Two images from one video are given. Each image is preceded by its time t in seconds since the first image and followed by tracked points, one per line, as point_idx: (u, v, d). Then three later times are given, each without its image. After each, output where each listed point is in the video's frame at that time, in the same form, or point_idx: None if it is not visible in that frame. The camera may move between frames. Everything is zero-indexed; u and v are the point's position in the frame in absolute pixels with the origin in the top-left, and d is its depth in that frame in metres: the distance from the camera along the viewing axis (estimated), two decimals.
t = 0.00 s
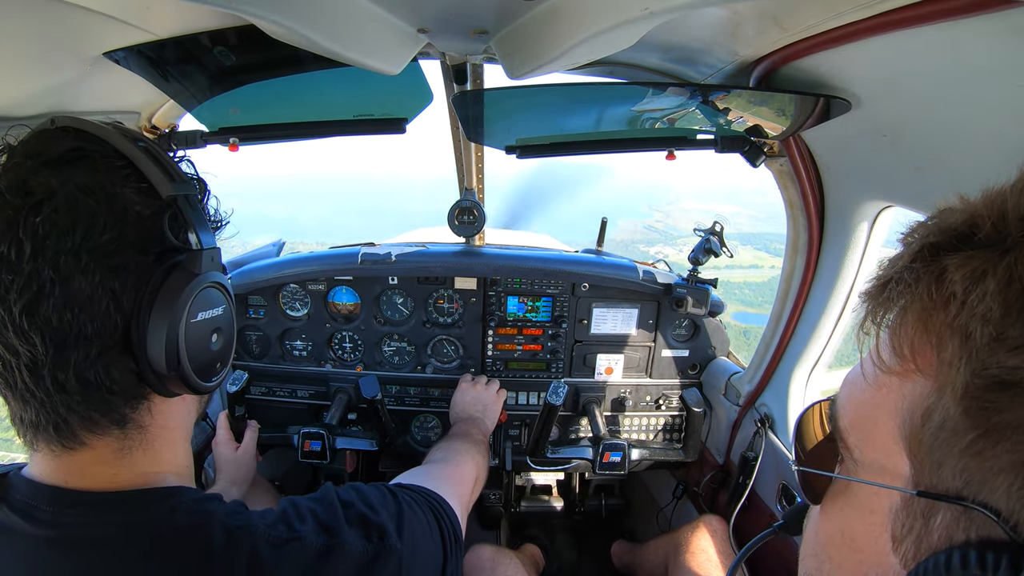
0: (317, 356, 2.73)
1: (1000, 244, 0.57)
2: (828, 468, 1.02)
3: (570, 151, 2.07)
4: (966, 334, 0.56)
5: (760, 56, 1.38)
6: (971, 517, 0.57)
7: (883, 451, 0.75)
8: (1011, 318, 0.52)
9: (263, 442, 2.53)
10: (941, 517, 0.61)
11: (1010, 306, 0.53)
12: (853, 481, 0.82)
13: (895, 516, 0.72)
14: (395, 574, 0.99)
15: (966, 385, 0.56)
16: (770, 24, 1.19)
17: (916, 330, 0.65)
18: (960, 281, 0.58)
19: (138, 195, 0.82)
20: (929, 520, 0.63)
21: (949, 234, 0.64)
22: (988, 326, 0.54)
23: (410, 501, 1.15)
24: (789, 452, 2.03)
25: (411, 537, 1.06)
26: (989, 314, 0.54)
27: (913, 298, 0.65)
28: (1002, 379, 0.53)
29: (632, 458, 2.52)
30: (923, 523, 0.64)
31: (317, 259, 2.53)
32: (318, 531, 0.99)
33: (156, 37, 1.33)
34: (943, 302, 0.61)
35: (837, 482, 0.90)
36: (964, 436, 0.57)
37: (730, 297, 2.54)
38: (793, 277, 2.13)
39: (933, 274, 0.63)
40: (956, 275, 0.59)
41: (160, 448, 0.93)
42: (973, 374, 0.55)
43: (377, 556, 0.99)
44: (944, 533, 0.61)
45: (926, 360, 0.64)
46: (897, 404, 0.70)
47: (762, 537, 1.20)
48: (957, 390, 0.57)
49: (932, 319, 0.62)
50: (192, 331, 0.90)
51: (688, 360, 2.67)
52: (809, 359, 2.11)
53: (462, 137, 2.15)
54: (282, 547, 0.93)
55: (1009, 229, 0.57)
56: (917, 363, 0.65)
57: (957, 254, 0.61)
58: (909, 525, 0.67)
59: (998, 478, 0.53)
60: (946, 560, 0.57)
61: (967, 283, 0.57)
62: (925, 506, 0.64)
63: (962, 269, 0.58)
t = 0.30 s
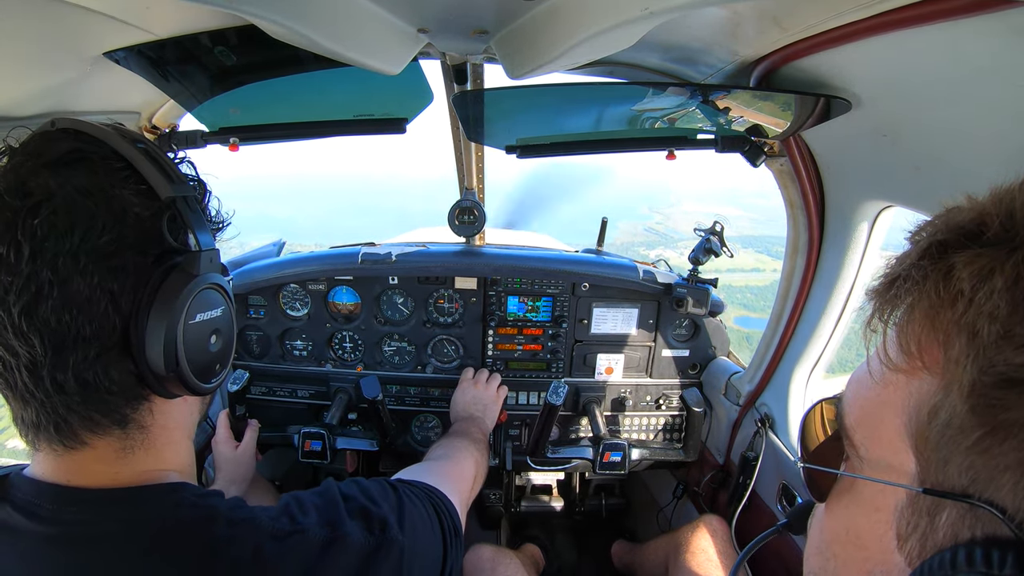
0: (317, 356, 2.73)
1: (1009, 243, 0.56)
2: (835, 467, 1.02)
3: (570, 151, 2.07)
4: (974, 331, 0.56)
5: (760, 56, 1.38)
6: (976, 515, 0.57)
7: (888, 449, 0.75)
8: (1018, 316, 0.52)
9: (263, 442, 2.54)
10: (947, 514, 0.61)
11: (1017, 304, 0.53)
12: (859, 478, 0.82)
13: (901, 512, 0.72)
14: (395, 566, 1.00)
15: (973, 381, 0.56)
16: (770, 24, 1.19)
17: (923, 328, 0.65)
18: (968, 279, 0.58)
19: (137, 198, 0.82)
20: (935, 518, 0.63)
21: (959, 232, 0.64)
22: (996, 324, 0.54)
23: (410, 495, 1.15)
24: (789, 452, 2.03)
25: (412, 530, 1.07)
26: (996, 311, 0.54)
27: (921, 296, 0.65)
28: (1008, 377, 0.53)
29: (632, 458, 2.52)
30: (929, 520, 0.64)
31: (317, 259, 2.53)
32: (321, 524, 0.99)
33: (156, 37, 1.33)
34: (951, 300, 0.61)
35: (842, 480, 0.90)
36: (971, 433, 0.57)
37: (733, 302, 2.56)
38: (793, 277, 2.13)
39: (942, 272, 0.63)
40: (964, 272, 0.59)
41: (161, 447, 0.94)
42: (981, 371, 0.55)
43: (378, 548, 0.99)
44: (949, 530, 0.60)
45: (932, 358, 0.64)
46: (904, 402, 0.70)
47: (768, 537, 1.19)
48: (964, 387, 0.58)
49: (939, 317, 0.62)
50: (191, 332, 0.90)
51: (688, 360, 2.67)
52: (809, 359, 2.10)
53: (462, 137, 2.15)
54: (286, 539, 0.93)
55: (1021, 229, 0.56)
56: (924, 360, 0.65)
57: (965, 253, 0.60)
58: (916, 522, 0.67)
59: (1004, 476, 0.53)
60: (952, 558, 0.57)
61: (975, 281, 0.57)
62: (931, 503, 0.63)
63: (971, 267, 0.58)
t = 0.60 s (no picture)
0: (317, 356, 2.73)
1: (995, 244, 0.57)
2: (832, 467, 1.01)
3: (570, 151, 2.07)
4: (965, 331, 0.57)
5: (760, 56, 1.38)
6: (971, 515, 0.57)
7: (884, 450, 0.75)
8: (1009, 314, 0.53)
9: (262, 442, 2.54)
10: (942, 514, 0.61)
11: (1007, 304, 0.53)
12: (856, 479, 0.82)
13: (897, 512, 0.72)
14: None
15: (967, 380, 0.56)
16: (770, 24, 1.18)
17: (917, 329, 0.65)
18: (959, 279, 0.58)
19: (135, 198, 0.82)
20: (931, 518, 0.63)
21: (950, 234, 0.64)
22: (985, 323, 0.54)
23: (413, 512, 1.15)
24: (789, 452, 2.03)
25: (411, 546, 1.07)
26: (987, 311, 0.55)
27: (914, 297, 0.65)
28: (1000, 375, 0.53)
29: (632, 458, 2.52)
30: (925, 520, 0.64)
31: (317, 259, 2.53)
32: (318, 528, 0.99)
33: (156, 36, 1.33)
34: (943, 301, 0.61)
35: (841, 482, 0.89)
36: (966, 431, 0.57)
37: (734, 306, 2.54)
38: (793, 278, 2.13)
39: (933, 272, 0.63)
40: (954, 271, 0.59)
41: (155, 450, 0.94)
42: (972, 371, 0.56)
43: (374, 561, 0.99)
44: (944, 530, 0.60)
45: (926, 359, 0.64)
46: (898, 404, 0.70)
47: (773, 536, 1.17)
48: (955, 387, 0.58)
49: (932, 317, 0.62)
50: (184, 338, 0.87)
51: (688, 360, 2.67)
52: (809, 360, 2.10)
53: (462, 137, 2.15)
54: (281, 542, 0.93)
55: (1012, 229, 0.56)
56: (919, 362, 0.65)
57: (957, 253, 0.61)
58: (912, 522, 0.67)
59: (997, 476, 0.53)
60: (946, 558, 0.57)
61: (966, 281, 0.58)
62: (926, 504, 0.63)
63: (962, 266, 0.59)
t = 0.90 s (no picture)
0: (317, 356, 2.72)
1: (1004, 242, 0.56)
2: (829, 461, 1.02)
3: (570, 151, 2.07)
4: (962, 330, 0.57)
5: (760, 56, 1.37)
6: (963, 513, 0.58)
7: (885, 446, 0.75)
8: (1005, 314, 0.53)
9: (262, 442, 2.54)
10: (936, 511, 0.61)
11: (1004, 303, 0.53)
12: (858, 474, 0.82)
13: (893, 508, 0.72)
14: None
15: (963, 377, 0.56)
16: (770, 24, 1.18)
17: (919, 327, 0.64)
18: (959, 278, 0.58)
19: (114, 206, 0.76)
20: (925, 514, 0.63)
21: (954, 233, 0.64)
22: (982, 322, 0.55)
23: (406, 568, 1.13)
24: (789, 452, 2.03)
25: None
26: (984, 311, 0.55)
27: (918, 293, 0.65)
28: (996, 375, 0.53)
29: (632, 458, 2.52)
30: (919, 516, 0.65)
31: (317, 258, 2.53)
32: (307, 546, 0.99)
33: (156, 36, 1.33)
34: (943, 299, 0.61)
35: (844, 476, 0.89)
36: (958, 429, 0.57)
37: (734, 309, 2.56)
38: (793, 277, 2.13)
39: (935, 270, 0.63)
40: (955, 270, 0.59)
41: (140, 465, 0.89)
42: (967, 370, 0.56)
43: None
44: (938, 527, 0.61)
45: (927, 357, 0.64)
46: (899, 400, 0.70)
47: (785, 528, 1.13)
48: (951, 385, 0.58)
49: (933, 315, 0.62)
50: (165, 357, 0.82)
51: (688, 360, 2.67)
52: (809, 360, 2.10)
53: (462, 137, 2.15)
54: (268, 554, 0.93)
55: (1015, 227, 0.56)
56: (919, 359, 0.65)
57: (958, 252, 0.61)
58: (905, 517, 0.68)
59: (989, 475, 0.54)
60: (936, 554, 0.57)
61: (966, 279, 0.58)
62: (921, 499, 0.64)
63: (963, 265, 0.59)
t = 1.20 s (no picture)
0: (317, 356, 2.72)
1: (1005, 240, 0.56)
2: (833, 460, 1.02)
3: (570, 151, 2.08)
4: (963, 328, 0.57)
5: (760, 56, 1.38)
6: (964, 511, 0.58)
7: (887, 444, 0.75)
8: (1006, 313, 0.53)
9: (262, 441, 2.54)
10: (937, 508, 0.62)
11: (1004, 302, 0.53)
12: (860, 473, 0.83)
13: (896, 506, 0.72)
14: None
15: (965, 375, 0.56)
16: (770, 24, 1.19)
17: (922, 327, 0.64)
18: (960, 278, 0.58)
19: (70, 215, 0.69)
20: (926, 512, 0.63)
21: (955, 232, 0.64)
22: (982, 322, 0.55)
23: None
24: (789, 452, 2.03)
25: None
26: (984, 310, 0.55)
27: (923, 290, 0.65)
28: (997, 373, 0.53)
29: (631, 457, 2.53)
30: (921, 514, 0.65)
31: (317, 258, 2.52)
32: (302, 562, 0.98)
33: (155, 36, 1.33)
34: (945, 299, 0.61)
35: (847, 474, 0.90)
36: (960, 427, 0.57)
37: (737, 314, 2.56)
38: (793, 277, 2.13)
39: (937, 270, 0.63)
40: (956, 268, 0.59)
41: (120, 510, 0.90)
42: (969, 368, 0.56)
43: None
44: (939, 525, 0.61)
45: (929, 356, 0.64)
46: (901, 399, 0.70)
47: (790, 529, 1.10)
48: (953, 383, 0.58)
49: (935, 315, 0.62)
50: (147, 384, 0.77)
51: (688, 360, 2.67)
52: (809, 359, 2.10)
53: (462, 137, 2.15)
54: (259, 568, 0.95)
55: (1014, 225, 0.55)
56: (922, 358, 0.65)
57: (960, 251, 0.60)
58: (907, 516, 0.68)
59: (990, 471, 0.54)
60: (936, 552, 0.57)
61: (967, 279, 0.58)
62: (922, 498, 0.64)
63: (963, 265, 0.59)
